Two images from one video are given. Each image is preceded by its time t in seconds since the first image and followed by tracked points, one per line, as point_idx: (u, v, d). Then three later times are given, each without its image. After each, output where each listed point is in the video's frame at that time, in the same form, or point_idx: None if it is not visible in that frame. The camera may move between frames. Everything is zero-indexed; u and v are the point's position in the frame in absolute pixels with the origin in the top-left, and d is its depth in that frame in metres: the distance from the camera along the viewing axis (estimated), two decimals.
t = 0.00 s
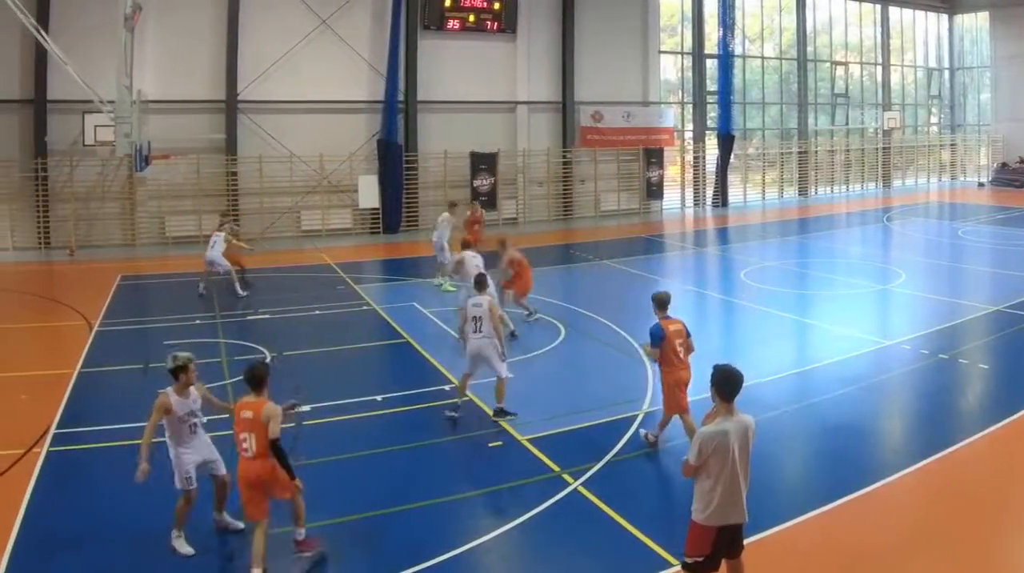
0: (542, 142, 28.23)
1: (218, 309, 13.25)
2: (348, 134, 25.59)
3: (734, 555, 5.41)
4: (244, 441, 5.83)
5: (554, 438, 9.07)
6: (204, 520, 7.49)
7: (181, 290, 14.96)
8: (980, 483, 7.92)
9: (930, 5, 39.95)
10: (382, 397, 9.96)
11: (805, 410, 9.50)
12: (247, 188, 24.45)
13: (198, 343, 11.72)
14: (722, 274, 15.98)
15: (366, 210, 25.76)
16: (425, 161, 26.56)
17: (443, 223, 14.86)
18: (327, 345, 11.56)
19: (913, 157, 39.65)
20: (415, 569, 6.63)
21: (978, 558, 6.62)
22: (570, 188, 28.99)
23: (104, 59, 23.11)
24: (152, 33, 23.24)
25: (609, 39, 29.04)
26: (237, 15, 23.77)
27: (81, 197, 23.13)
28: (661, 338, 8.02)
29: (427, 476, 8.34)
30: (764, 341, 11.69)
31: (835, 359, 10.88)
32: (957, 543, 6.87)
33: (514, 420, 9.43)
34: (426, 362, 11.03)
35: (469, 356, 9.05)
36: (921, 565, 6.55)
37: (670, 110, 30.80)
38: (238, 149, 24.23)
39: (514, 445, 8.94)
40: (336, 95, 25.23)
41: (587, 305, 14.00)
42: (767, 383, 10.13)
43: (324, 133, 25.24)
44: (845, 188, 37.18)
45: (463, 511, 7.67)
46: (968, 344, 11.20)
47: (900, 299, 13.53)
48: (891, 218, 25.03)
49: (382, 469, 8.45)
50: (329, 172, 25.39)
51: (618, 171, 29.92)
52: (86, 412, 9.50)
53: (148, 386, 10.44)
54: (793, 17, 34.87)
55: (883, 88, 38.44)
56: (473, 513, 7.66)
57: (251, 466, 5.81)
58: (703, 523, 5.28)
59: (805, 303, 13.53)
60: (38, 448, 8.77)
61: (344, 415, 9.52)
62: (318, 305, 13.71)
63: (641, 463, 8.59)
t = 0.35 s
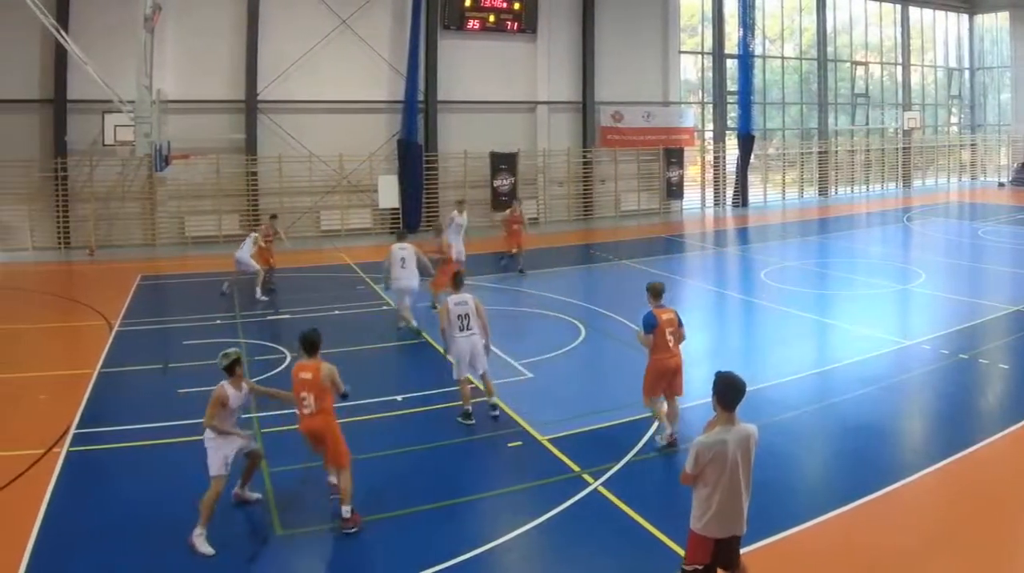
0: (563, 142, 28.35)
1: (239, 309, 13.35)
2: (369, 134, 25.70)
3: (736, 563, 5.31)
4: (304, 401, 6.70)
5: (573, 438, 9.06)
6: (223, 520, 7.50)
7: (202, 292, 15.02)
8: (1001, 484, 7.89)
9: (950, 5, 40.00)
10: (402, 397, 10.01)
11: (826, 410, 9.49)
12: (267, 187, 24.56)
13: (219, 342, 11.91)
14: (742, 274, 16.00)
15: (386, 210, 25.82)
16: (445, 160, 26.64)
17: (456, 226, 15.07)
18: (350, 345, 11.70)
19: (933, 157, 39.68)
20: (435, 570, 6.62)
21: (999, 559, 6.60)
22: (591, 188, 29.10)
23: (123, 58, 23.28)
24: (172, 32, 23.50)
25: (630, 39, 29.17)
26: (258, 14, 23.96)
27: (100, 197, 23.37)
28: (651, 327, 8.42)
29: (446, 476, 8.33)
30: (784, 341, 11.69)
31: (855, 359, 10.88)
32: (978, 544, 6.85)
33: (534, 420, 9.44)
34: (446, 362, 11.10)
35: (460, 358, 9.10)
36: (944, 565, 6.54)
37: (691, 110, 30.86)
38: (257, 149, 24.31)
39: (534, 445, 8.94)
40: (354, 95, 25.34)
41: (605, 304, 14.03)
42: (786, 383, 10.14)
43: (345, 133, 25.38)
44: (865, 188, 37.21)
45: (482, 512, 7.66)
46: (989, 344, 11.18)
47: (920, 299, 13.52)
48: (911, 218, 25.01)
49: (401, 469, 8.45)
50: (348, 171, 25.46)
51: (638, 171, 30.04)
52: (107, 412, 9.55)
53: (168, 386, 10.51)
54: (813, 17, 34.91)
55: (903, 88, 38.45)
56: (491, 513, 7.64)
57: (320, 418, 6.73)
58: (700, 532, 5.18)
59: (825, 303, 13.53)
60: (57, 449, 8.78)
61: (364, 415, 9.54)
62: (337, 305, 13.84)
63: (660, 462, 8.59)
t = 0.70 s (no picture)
0: (581, 142, 28.68)
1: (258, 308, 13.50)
2: (388, 134, 26.09)
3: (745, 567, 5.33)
4: (346, 369, 7.73)
5: (592, 438, 9.07)
6: (243, 520, 7.50)
7: (219, 292, 15.10)
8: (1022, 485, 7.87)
9: (969, 5, 40.05)
10: (422, 397, 10.12)
11: (844, 410, 9.50)
12: (286, 188, 24.98)
13: (239, 341, 12.10)
14: (761, 274, 16.03)
15: (404, 210, 26.17)
16: (464, 160, 27.04)
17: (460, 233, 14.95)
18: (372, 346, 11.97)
19: (952, 156, 39.77)
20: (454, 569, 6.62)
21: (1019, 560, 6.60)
22: (610, 188, 29.28)
23: (144, 57, 23.63)
24: (191, 33, 23.85)
25: (648, 41, 29.44)
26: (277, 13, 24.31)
27: (120, 197, 23.71)
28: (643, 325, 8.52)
29: (466, 477, 8.32)
30: (802, 341, 11.70)
31: (874, 358, 10.89)
32: (998, 545, 6.84)
33: (553, 420, 9.44)
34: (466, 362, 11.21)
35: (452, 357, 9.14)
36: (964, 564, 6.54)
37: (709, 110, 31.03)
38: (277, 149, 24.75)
39: (552, 444, 8.96)
40: (372, 93, 25.69)
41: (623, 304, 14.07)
42: (804, 382, 10.17)
43: (364, 133, 25.77)
44: (885, 188, 37.28)
45: (502, 511, 7.66)
46: (1009, 344, 11.18)
47: (940, 299, 13.52)
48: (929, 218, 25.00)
49: (420, 469, 8.46)
50: (367, 171, 25.85)
51: (658, 171, 30.25)
52: (127, 412, 9.58)
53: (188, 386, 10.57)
54: (832, 17, 34.99)
55: (921, 88, 38.46)
56: (510, 514, 7.64)
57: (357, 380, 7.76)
58: (706, 538, 5.22)
59: (845, 303, 13.54)
60: (76, 449, 8.80)
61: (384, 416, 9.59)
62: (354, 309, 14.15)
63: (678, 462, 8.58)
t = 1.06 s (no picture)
0: (601, 142, 28.82)
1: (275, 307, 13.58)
2: (408, 134, 26.39)
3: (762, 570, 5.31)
4: (355, 339, 9.26)
5: (611, 438, 9.06)
6: (260, 520, 7.49)
7: (236, 292, 15.17)
8: None
9: (988, 5, 40.01)
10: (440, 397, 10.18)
11: (862, 410, 9.50)
12: (304, 187, 25.31)
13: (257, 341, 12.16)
14: (779, 274, 16.03)
15: (423, 210, 26.51)
16: (482, 160, 27.28)
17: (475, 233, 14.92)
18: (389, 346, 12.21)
19: (970, 157, 39.82)
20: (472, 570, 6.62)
21: None
22: (628, 188, 29.55)
23: (163, 57, 23.87)
24: (210, 32, 24.22)
25: (667, 41, 29.55)
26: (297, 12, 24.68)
27: (139, 197, 24.11)
28: (641, 317, 8.94)
29: (485, 477, 8.31)
30: (820, 341, 11.71)
31: (891, 358, 10.88)
32: (1017, 545, 6.83)
33: (572, 420, 9.46)
34: (485, 362, 11.26)
35: (432, 352, 9.58)
36: (985, 564, 6.54)
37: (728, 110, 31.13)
38: (295, 149, 25.03)
39: (572, 444, 8.96)
40: (389, 92, 25.98)
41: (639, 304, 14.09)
42: (822, 382, 10.18)
43: (383, 133, 26.07)
44: (903, 188, 37.36)
45: (521, 511, 7.66)
46: None
47: (959, 299, 13.50)
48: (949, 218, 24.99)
49: (439, 469, 8.47)
50: (386, 171, 26.19)
51: (676, 171, 30.40)
52: (147, 412, 9.61)
53: (207, 386, 10.61)
54: (851, 17, 34.95)
55: (941, 88, 38.43)
56: (529, 513, 7.63)
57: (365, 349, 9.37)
58: (723, 540, 5.21)
59: (863, 303, 13.53)
60: (95, 449, 8.79)
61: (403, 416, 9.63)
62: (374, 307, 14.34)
63: (695, 462, 8.56)
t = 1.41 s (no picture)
0: (620, 142, 28.97)
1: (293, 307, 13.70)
2: (427, 134, 26.64)
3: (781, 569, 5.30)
4: (359, 329, 9.67)
5: (631, 439, 9.04)
6: (277, 519, 7.49)
7: (254, 292, 15.26)
8: None
9: (1007, 5, 40.02)
10: (459, 397, 10.18)
11: (881, 410, 9.51)
12: (323, 189, 25.54)
13: (275, 341, 12.24)
14: (798, 274, 16.03)
15: (443, 210, 26.71)
16: (502, 160, 27.39)
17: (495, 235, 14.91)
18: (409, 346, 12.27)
19: (989, 157, 39.93)
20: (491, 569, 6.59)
21: None
22: (648, 188, 29.68)
23: (182, 57, 24.24)
24: (229, 34, 24.44)
25: (687, 42, 29.68)
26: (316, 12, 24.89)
27: (160, 197, 24.45)
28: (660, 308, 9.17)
29: (505, 477, 8.29)
30: (838, 341, 11.73)
31: (910, 359, 10.89)
32: None
33: (591, 420, 9.46)
34: (506, 362, 11.34)
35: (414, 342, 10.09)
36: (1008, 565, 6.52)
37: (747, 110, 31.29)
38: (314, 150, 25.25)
39: (592, 444, 8.94)
40: (410, 96, 26.22)
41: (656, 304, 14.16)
42: (841, 382, 10.19)
43: (402, 134, 26.27)
44: (922, 188, 37.47)
45: (541, 511, 7.63)
46: None
47: (980, 299, 13.48)
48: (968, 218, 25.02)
49: (458, 468, 8.47)
50: (406, 171, 26.44)
51: (695, 171, 30.57)
52: (168, 412, 9.68)
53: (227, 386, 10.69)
54: (870, 17, 34.99)
55: (960, 88, 38.53)
56: (548, 513, 7.61)
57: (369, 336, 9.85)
58: (741, 540, 5.21)
59: (883, 303, 13.54)
60: (113, 449, 8.80)
61: (422, 417, 9.63)
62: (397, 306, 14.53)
63: (712, 462, 8.54)
